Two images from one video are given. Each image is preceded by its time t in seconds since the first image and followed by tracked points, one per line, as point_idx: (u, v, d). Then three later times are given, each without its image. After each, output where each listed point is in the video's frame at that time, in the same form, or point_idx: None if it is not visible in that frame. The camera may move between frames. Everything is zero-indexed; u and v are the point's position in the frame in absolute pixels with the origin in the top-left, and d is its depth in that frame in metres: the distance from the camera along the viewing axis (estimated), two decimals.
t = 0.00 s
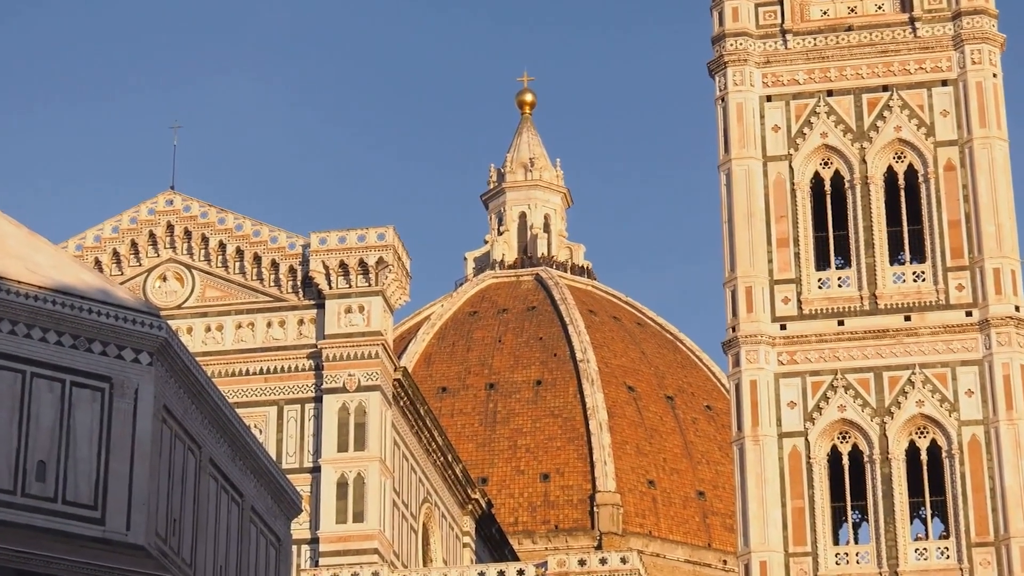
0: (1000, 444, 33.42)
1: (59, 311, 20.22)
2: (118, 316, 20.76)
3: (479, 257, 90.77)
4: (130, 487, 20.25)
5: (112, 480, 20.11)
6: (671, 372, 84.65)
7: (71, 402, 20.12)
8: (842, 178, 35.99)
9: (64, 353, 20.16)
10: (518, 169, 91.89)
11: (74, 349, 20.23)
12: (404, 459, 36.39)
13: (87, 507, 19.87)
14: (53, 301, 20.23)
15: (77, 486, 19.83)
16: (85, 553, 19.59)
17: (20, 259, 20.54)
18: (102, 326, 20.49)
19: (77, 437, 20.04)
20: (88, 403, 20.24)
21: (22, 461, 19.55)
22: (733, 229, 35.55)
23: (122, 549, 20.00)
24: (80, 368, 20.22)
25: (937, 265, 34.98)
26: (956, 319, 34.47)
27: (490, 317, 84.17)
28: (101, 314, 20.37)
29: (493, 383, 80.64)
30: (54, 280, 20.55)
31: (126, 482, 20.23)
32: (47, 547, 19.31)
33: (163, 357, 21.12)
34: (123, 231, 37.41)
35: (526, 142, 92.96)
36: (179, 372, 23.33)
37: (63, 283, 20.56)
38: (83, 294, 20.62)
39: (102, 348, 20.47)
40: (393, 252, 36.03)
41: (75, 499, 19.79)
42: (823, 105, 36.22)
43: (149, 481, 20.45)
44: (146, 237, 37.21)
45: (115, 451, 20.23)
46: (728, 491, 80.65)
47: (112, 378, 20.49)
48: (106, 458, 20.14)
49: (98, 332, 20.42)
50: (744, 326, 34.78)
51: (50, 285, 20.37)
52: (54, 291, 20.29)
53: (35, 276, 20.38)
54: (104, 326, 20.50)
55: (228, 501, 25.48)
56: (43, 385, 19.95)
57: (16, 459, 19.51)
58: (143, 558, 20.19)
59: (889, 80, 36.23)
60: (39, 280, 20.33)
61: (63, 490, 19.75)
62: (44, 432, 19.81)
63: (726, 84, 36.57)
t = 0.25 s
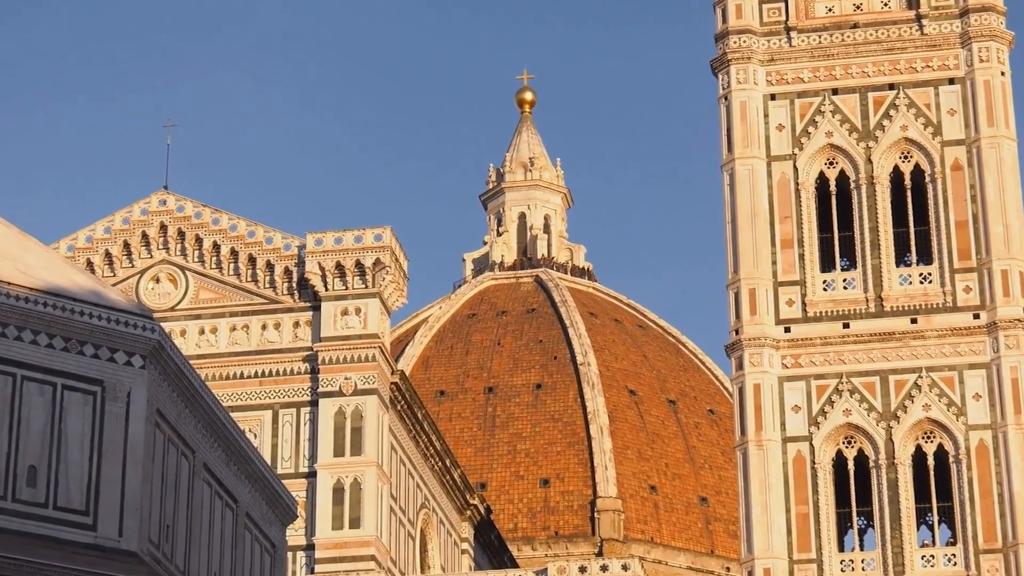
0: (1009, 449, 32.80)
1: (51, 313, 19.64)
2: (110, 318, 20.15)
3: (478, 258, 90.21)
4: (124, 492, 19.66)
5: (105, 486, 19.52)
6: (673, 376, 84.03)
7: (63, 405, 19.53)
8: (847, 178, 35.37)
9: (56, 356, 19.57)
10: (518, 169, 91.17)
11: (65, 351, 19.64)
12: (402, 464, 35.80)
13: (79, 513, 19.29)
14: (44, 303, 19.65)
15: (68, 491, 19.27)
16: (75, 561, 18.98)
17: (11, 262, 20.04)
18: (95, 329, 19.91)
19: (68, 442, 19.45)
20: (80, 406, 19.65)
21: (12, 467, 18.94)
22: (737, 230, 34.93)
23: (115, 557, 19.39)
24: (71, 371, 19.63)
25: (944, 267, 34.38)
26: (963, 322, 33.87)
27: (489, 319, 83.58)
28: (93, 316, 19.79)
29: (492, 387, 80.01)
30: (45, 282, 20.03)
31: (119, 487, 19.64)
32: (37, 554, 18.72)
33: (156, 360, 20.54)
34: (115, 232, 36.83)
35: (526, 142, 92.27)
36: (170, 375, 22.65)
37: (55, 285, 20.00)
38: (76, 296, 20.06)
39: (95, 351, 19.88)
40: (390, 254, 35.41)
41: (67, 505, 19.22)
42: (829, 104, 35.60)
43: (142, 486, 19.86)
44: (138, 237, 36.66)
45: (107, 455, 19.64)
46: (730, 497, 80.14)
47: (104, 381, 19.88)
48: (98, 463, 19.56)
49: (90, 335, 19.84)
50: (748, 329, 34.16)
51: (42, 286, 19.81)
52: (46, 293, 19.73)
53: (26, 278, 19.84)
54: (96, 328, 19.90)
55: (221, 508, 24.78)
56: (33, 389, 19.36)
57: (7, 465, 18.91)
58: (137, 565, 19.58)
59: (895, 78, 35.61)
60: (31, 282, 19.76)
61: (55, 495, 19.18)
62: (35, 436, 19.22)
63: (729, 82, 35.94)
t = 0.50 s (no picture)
0: (1014, 452, 32.44)
1: (46, 316, 19.85)
2: (106, 320, 20.38)
3: (477, 260, 89.93)
4: (118, 495, 19.82)
5: (99, 489, 19.66)
6: (674, 379, 83.69)
7: (57, 407, 19.70)
8: (850, 179, 35.04)
9: (51, 357, 19.76)
10: (518, 169, 90.76)
11: (60, 353, 19.83)
12: (400, 467, 35.47)
13: (73, 516, 19.41)
14: (39, 305, 19.85)
15: (63, 494, 19.41)
16: (69, 564, 19.14)
17: (6, 263, 20.22)
18: (90, 331, 20.11)
19: (63, 444, 19.61)
20: (75, 408, 19.82)
21: (7, 469, 19.09)
22: (739, 231, 34.59)
23: (109, 559, 19.55)
24: (66, 374, 19.83)
25: (948, 268, 34.02)
26: (967, 324, 33.54)
27: (488, 322, 83.34)
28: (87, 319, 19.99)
29: (491, 390, 79.71)
30: (40, 283, 20.27)
31: (113, 490, 19.80)
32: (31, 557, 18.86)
33: (151, 362, 20.77)
34: (111, 232, 36.50)
35: (525, 142, 91.94)
36: (166, 377, 22.28)
37: (50, 286, 20.25)
38: (71, 298, 20.28)
39: (90, 353, 20.07)
40: (388, 255, 35.05)
41: (61, 508, 19.35)
42: (831, 104, 35.27)
43: (136, 489, 20.03)
44: (134, 238, 36.31)
45: (102, 458, 19.81)
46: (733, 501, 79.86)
47: (99, 384, 20.07)
48: (93, 465, 19.71)
49: (85, 337, 20.03)
50: (750, 331, 33.78)
51: (37, 288, 20.04)
52: (42, 295, 19.94)
53: (22, 280, 20.06)
54: (91, 331, 20.12)
55: (217, 511, 24.44)
56: (28, 392, 19.54)
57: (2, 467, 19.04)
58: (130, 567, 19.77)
59: (898, 77, 35.26)
60: (26, 284, 19.98)
61: (50, 498, 19.30)
62: (30, 438, 19.38)
63: (731, 81, 35.60)
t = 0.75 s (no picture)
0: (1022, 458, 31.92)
1: (37, 318, 19.49)
2: (98, 323, 20.01)
3: (477, 261, 89.41)
4: (110, 501, 19.43)
5: (91, 495, 19.28)
6: (676, 382, 83.13)
7: (48, 411, 19.35)
8: (855, 180, 34.47)
9: (42, 361, 19.40)
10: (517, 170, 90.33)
11: (51, 356, 19.47)
12: (398, 473, 34.91)
13: (65, 522, 19.04)
14: (30, 307, 19.49)
15: (54, 500, 19.04)
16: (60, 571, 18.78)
17: None
18: (82, 334, 19.75)
19: (54, 449, 19.24)
20: (66, 413, 19.46)
21: None
22: (743, 232, 34.03)
23: (101, 565, 19.18)
24: (57, 377, 19.46)
25: (955, 270, 33.45)
26: (975, 327, 32.94)
27: (486, 324, 82.82)
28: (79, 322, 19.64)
29: (490, 394, 79.23)
30: (31, 285, 19.90)
31: (106, 496, 19.42)
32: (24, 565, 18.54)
33: (145, 365, 20.41)
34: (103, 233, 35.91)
35: (525, 142, 91.47)
36: (158, 381, 21.72)
37: (41, 288, 19.88)
38: (63, 300, 19.91)
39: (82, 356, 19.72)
40: (385, 257, 34.59)
41: (52, 514, 18.97)
42: (836, 103, 34.70)
43: (129, 495, 19.65)
44: (127, 240, 35.72)
45: (94, 463, 19.42)
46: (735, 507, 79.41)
47: (91, 388, 19.70)
48: (85, 471, 19.33)
49: (76, 340, 19.68)
50: (753, 335, 33.18)
51: (28, 290, 19.67)
52: (33, 298, 19.59)
53: (14, 283, 19.71)
54: (83, 334, 19.76)
55: (212, 518, 23.87)
56: (18, 396, 19.18)
57: None
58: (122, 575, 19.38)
59: (904, 76, 34.68)
60: (18, 287, 19.62)
61: (41, 504, 18.92)
62: (20, 444, 19.02)
63: (734, 80, 35.03)
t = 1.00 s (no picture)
0: None
1: (31, 321, 19.24)
2: (91, 325, 19.76)
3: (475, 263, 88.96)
4: (104, 506, 19.21)
5: (84, 500, 19.03)
6: (677, 385, 82.63)
7: (41, 415, 19.08)
8: (859, 180, 34.04)
9: (34, 364, 19.15)
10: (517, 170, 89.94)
11: (44, 359, 19.22)
12: (395, 477, 34.46)
13: (57, 527, 18.78)
14: (22, 310, 19.24)
15: (47, 505, 18.78)
16: None
17: None
18: (75, 337, 19.50)
19: (47, 453, 18.97)
20: (59, 417, 19.20)
21: None
22: (745, 233, 33.55)
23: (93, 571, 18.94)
24: (51, 381, 19.22)
25: (960, 271, 32.99)
26: (981, 330, 32.49)
27: (485, 327, 82.34)
28: (72, 325, 19.41)
29: (489, 397, 78.73)
30: (24, 287, 19.64)
31: (99, 502, 19.17)
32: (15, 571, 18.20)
33: (139, 368, 20.16)
34: (96, 235, 35.53)
35: (525, 143, 91.08)
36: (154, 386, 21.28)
37: (33, 290, 19.61)
38: (56, 303, 19.65)
39: (75, 359, 19.47)
40: (383, 258, 34.12)
41: (45, 520, 18.71)
42: (840, 102, 34.24)
43: (122, 500, 19.42)
44: (120, 241, 35.32)
45: (87, 469, 19.17)
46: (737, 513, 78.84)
47: (85, 392, 19.46)
48: (77, 476, 19.08)
49: (69, 343, 19.43)
50: (756, 337, 32.73)
51: (21, 293, 19.41)
52: (26, 300, 19.33)
53: (7, 285, 19.46)
54: (77, 337, 19.52)
55: (207, 523, 23.43)
56: (11, 400, 18.91)
57: None
58: None
59: (909, 75, 34.23)
60: (11, 289, 19.38)
61: (34, 510, 18.67)
62: (13, 448, 18.74)
63: (736, 79, 34.55)
